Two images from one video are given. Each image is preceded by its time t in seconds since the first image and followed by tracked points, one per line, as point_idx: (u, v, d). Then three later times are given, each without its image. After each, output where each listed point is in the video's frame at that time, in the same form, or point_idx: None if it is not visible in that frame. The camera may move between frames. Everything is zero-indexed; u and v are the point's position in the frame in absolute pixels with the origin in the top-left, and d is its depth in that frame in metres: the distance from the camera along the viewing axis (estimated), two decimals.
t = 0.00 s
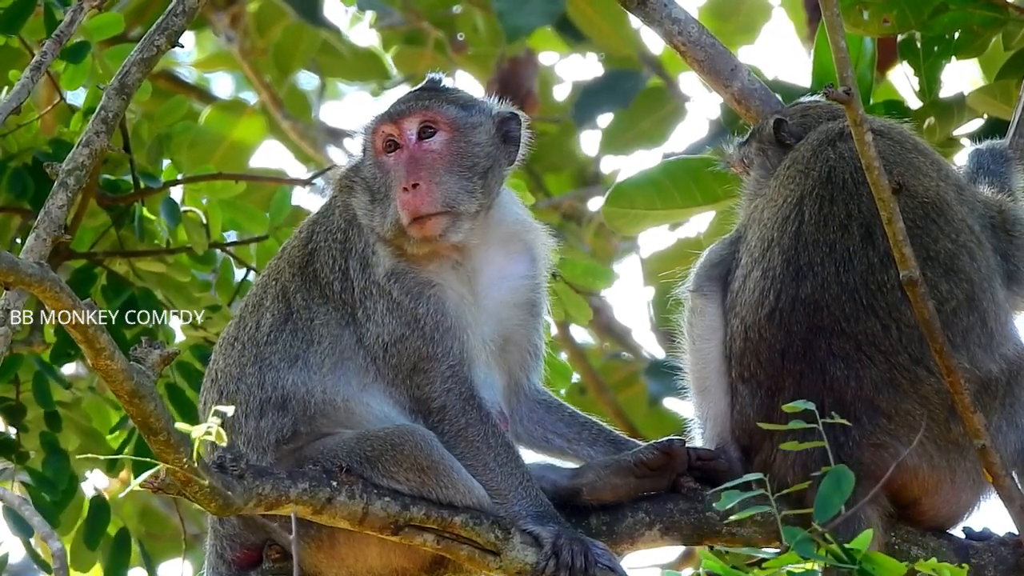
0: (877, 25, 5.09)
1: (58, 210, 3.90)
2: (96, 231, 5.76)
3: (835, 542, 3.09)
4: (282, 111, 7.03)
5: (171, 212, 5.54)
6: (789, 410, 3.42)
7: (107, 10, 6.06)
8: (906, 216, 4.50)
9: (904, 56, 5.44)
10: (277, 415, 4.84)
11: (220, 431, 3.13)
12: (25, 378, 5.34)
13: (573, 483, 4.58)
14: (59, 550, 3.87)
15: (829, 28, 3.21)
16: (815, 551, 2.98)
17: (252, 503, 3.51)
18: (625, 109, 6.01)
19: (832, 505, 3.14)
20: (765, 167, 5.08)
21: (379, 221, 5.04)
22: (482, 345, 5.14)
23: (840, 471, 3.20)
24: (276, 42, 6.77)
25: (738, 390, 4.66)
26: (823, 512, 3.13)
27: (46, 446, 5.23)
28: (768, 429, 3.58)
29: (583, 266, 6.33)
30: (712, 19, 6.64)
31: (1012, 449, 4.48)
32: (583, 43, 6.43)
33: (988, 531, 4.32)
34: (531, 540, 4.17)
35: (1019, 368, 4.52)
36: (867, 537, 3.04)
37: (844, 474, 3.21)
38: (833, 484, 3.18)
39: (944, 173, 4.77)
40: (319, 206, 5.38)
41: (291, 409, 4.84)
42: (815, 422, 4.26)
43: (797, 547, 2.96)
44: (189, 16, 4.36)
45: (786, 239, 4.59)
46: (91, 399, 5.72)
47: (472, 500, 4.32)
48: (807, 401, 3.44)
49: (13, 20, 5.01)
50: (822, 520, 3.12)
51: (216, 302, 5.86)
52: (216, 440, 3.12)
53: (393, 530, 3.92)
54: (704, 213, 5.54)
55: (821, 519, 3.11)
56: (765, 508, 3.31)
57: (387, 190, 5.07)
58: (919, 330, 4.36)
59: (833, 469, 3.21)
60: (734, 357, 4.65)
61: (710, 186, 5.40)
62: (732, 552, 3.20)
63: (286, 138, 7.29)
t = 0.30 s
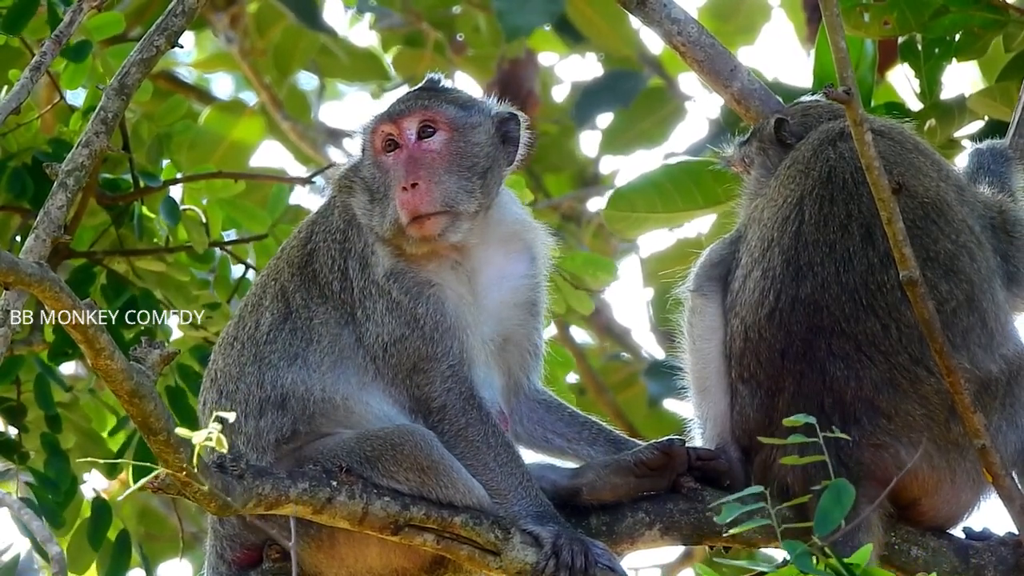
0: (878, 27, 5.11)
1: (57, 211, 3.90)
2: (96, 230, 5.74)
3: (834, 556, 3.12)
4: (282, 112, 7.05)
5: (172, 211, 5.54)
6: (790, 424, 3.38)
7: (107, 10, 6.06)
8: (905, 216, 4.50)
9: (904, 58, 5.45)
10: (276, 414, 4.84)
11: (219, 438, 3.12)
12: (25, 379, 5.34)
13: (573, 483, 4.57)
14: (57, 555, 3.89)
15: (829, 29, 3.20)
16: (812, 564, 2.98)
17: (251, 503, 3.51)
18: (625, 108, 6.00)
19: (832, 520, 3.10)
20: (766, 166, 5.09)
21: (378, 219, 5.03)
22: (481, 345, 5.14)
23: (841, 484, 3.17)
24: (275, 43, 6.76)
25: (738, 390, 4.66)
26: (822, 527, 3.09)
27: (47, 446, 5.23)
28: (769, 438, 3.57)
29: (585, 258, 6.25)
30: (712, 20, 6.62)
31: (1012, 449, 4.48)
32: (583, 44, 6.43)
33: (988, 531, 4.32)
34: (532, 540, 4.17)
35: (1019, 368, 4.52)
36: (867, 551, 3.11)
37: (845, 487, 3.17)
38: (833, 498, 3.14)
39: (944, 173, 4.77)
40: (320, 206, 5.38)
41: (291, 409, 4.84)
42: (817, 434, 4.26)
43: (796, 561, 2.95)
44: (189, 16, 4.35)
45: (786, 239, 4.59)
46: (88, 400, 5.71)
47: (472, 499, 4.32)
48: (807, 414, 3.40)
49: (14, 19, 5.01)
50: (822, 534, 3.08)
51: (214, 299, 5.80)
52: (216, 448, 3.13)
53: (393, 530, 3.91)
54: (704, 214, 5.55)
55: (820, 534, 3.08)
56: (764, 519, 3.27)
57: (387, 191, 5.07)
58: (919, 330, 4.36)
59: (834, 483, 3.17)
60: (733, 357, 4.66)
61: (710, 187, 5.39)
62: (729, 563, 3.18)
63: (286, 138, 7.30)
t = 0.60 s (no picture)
0: (878, 27, 5.06)
1: (56, 211, 3.89)
2: (96, 229, 5.75)
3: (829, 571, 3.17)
4: (282, 112, 7.09)
5: (172, 211, 5.55)
6: (785, 439, 3.42)
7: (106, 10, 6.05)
8: (904, 216, 4.50)
9: (905, 59, 5.48)
10: (275, 412, 4.86)
11: (218, 444, 3.12)
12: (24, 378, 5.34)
13: (572, 482, 4.57)
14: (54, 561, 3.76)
15: (829, 29, 3.20)
16: None
17: (251, 503, 3.51)
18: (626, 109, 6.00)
19: (828, 535, 3.18)
20: (764, 168, 5.11)
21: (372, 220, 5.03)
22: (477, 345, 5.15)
23: (836, 500, 3.26)
24: (275, 43, 6.76)
25: (737, 390, 4.67)
26: (818, 542, 3.18)
27: (45, 445, 5.22)
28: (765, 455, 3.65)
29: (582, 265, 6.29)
30: (712, 20, 6.59)
31: (1012, 449, 4.48)
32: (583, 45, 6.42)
33: (988, 531, 4.32)
34: (531, 540, 4.16)
35: (1019, 368, 4.51)
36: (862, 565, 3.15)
37: (841, 503, 3.26)
38: (829, 513, 3.23)
39: (943, 173, 4.77)
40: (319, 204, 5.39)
41: (290, 406, 4.87)
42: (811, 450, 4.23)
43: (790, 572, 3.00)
44: (188, 16, 4.34)
45: (786, 239, 4.59)
46: (88, 396, 5.69)
47: (472, 499, 4.32)
48: (803, 430, 3.44)
49: (14, 19, 5.02)
50: (818, 548, 3.17)
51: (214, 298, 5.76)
52: (216, 454, 3.14)
53: (393, 530, 3.90)
54: (704, 215, 5.55)
55: (815, 548, 3.17)
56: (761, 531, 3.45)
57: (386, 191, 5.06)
58: (918, 330, 4.35)
59: (829, 499, 3.26)
60: (732, 358, 4.67)
61: (711, 188, 5.39)
62: None
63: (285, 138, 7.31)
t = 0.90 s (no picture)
0: (879, 28, 5.06)
1: (56, 210, 3.88)
2: (96, 231, 5.77)
3: None
4: (282, 112, 7.08)
5: (171, 213, 5.55)
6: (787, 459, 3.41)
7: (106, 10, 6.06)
8: (903, 216, 4.50)
9: (906, 59, 5.49)
10: (269, 407, 4.93)
11: (218, 447, 3.12)
12: (23, 380, 5.34)
13: (571, 482, 4.55)
14: (53, 564, 3.67)
15: (828, 29, 3.20)
16: None
17: (251, 503, 3.51)
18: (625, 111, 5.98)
19: (828, 551, 3.17)
20: (763, 172, 5.18)
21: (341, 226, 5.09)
22: (466, 346, 5.17)
23: (836, 517, 3.24)
24: (275, 43, 6.76)
25: (736, 391, 4.67)
26: (817, 557, 3.16)
27: (44, 447, 5.24)
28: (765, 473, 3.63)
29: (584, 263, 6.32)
30: (711, 20, 6.59)
31: (1011, 450, 4.47)
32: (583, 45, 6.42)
33: (987, 531, 4.32)
34: (531, 540, 4.17)
35: (1018, 367, 4.51)
36: None
37: (841, 520, 3.25)
38: (828, 530, 3.21)
39: (942, 173, 4.77)
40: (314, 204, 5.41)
41: (283, 402, 4.93)
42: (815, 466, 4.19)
43: None
44: (188, 16, 4.34)
45: (784, 239, 4.60)
46: (88, 402, 5.72)
47: (472, 499, 4.31)
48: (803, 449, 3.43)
49: (13, 20, 5.02)
50: (817, 562, 3.16)
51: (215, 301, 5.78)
52: (215, 458, 3.14)
53: (392, 530, 3.90)
54: (705, 216, 5.55)
55: (815, 562, 3.16)
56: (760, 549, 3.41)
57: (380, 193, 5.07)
58: (918, 330, 4.35)
59: (829, 515, 3.24)
60: (731, 359, 4.68)
61: (711, 189, 5.39)
62: None
63: (285, 139, 7.34)
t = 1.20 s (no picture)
0: (879, 28, 5.08)
1: (57, 208, 3.89)
2: (95, 231, 5.78)
3: None
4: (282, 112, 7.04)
5: (167, 215, 5.60)
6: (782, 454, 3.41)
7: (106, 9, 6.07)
8: (902, 217, 4.51)
9: (905, 59, 5.51)
10: (262, 409, 4.96)
11: (216, 446, 3.12)
12: (24, 379, 5.34)
13: (570, 482, 4.55)
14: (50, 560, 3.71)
15: (828, 29, 3.20)
16: None
17: (251, 502, 3.51)
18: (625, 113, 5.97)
19: (824, 548, 3.17)
20: (762, 175, 5.17)
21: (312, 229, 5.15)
22: (459, 347, 5.17)
23: (831, 514, 3.23)
24: (274, 42, 6.77)
25: (736, 391, 4.68)
26: (813, 554, 3.17)
27: (45, 445, 5.25)
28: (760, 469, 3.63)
29: (582, 264, 6.30)
30: (712, 20, 6.60)
31: (1011, 450, 4.48)
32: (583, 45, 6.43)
33: (987, 531, 4.32)
34: (531, 540, 4.17)
35: (1017, 368, 4.51)
36: None
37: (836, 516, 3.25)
38: (825, 527, 3.21)
39: (941, 173, 4.78)
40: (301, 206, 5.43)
41: (276, 403, 4.95)
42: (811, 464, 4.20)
43: None
44: (189, 15, 4.35)
45: (783, 239, 4.61)
46: (87, 400, 5.70)
47: (470, 498, 4.32)
48: (798, 445, 3.43)
49: (13, 21, 5.04)
50: (813, 560, 3.16)
51: (212, 302, 5.79)
52: (215, 457, 3.14)
53: (392, 529, 3.89)
54: (705, 216, 5.55)
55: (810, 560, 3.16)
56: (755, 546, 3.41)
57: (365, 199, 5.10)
58: (916, 331, 4.36)
59: (825, 512, 3.23)
60: (731, 359, 4.69)
61: (710, 188, 5.40)
62: None
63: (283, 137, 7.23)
